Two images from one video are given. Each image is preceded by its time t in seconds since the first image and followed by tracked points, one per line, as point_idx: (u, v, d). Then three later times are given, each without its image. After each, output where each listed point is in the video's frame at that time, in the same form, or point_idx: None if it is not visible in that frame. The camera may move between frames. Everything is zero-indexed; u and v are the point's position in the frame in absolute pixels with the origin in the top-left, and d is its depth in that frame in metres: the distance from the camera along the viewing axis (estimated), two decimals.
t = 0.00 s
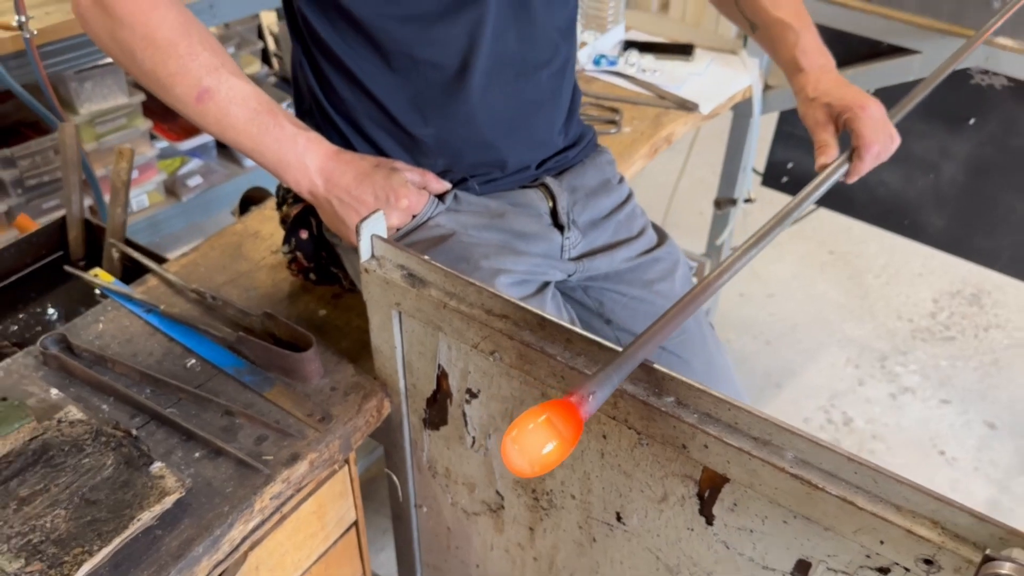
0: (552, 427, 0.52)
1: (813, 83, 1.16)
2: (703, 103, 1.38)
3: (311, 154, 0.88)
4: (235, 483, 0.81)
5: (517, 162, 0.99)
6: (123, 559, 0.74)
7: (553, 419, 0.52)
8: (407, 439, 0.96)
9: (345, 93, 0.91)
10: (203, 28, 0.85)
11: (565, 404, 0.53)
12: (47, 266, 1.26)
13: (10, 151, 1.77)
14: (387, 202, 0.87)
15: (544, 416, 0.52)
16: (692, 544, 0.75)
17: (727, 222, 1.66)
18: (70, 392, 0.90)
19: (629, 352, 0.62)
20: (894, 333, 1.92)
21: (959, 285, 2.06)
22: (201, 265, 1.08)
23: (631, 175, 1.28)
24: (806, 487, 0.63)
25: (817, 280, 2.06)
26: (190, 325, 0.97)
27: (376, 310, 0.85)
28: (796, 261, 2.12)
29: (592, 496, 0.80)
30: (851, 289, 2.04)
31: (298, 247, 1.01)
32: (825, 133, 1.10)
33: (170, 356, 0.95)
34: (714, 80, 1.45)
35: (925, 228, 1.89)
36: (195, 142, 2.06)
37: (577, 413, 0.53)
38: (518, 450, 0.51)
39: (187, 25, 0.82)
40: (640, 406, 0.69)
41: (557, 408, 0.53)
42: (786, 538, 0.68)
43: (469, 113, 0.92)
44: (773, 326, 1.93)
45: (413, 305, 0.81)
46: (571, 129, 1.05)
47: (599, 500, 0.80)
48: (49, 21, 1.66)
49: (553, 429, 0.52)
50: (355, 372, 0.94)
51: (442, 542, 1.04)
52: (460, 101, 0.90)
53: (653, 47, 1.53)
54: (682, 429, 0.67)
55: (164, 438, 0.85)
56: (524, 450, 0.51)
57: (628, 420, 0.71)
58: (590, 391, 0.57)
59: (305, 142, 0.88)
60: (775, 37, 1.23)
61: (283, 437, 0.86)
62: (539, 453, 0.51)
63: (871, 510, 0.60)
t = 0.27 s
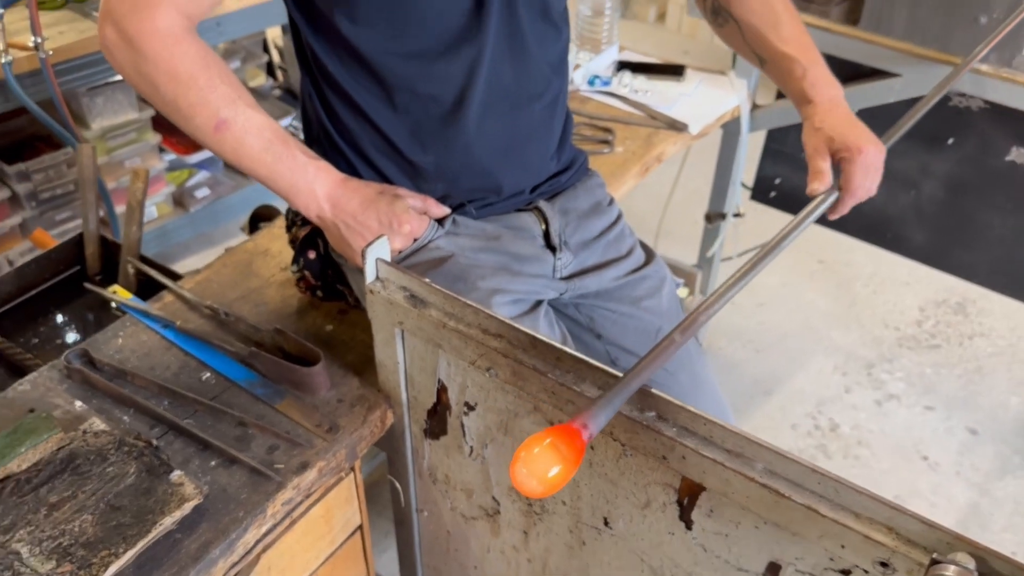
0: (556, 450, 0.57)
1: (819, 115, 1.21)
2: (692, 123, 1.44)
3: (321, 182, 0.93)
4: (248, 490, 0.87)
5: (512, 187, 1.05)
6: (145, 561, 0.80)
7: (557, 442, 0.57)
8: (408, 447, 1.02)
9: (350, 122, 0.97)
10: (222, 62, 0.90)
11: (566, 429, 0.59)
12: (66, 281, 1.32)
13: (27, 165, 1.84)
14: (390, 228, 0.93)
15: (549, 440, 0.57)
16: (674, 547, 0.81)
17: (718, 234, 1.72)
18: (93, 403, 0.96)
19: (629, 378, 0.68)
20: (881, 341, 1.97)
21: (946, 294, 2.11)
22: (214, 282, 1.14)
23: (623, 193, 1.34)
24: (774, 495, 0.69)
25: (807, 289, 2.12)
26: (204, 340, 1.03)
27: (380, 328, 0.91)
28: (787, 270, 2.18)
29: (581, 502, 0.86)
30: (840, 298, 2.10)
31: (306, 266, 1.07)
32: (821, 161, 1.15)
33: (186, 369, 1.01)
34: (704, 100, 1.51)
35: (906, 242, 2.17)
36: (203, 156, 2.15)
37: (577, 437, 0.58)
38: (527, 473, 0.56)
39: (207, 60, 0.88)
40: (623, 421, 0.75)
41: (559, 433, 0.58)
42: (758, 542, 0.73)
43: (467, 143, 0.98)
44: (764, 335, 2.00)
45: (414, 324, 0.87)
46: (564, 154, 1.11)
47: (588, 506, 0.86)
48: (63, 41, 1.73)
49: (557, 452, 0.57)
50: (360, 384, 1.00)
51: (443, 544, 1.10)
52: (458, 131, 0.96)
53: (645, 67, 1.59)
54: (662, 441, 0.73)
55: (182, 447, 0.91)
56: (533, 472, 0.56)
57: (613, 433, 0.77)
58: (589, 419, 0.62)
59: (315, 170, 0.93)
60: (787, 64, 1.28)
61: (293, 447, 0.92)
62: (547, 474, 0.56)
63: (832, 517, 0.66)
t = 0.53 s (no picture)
0: (524, 446, 0.63)
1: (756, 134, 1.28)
2: (678, 140, 1.50)
3: (321, 202, 0.99)
4: (255, 490, 0.93)
5: (501, 205, 1.12)
6: (159, 556, 0.86)
7: (526, 438, 0.63)
8: (405, 450, 1.08)
9: (348, 147, 1.04)
10: (229, 91, 0.97)
11: (534, 427, 0.65)
12: (79, 290, 1.39)
13: (38, 177, 1.91)
14: (386, 243, 0.99)
15: (519, 436, 0.63)
16: (651, 543, 0.87)
17: (705, 244, 1.79)
18: (108, 408, 1.02)
19: (591, 381, 0.74)
20: (865, 347, 2.03)
21: (929, 301, 2.18)
22: (221, 293, 1.20)
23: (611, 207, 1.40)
24: (739, 494, 0.75)
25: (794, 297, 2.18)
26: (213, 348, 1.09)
27: (378, 338, 0.97)
28: (775, 278, 2.25)
29: (566, 501, 0.92)
30: (826, 305, 2.16)
31: (308, 279, 1.13)
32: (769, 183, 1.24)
33: (196, 376, 1.07)
34: (689, 117, 1.57)
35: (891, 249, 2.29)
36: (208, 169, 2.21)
37: (544, 434, 0.65)
38: (498, 466, 0.62)
39: (214, 90, 0.94)
40: (603, 426, 0.81)
41: (527, 430, 0.64)
42: (727, 537, 0.80)
43: (457, 164, 1.04)
44: (751, 341, 2.06)
45: (410, 335, 0.93)
46: (551, 173, 1.18)
47: (572, 505, 0.92)
48: (74, 57, 1.79)
49: (526, 447, 0.63)
50: (359, 391, 1.06)
51: (437, 543, 1.16)
52: (449, 153, 1.03)
53: (634, 85, 1.66)
54: (637, 445, 0.79)
55: (192, 450, 0.98)
56: (504, 465, 0.62)
57: (594, 437, 0.83)
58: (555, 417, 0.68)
59: (315, 191, 0.99)
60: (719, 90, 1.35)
61: (296, 449, 0.98)
62: (516, 467, 0.62)
63: (791, 515, 0.72)
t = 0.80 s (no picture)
0: (498, 439, 0.70)
1: (718, 154, 1.36)
2: (670, 159, 1.57)
3: (327, 225, 1.05)
4: (268, 494, 1.00)
5: (497, 225, 1.18)
6: (180, 555, 0.93)
7: (499, 433, 0.70)
8: (409, 456, 1.14)
9: (352, 172, 1.10)
10: (239, 123, 1.03)
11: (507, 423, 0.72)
12: (96, 303, 1.45)
13: (54, 192, 1.97)
14: (388, 264, 1.05)
15: (494, 431, 0.70)
16: (639, 544, 0.93)
17: (698, 257, 1.85)
18: (129, 417, 1.09)
19: (566, 381, 0.82)
20: (854, 357, 2.10)
21: (917, 312, 2.24)
22: (234, 307, 1.27)
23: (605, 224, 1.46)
24: (718, 498, 0.81)
25: (786, 307, 2.25)
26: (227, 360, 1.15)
27: (383, 351, 1.03)
28: (767, 288, 2.31)
29: (559, 505, 0.98)
30: (817, 315, 2.22)
31: (317, 295, 1.21)
32: (733, 203, 1.31)
33: (212, 386, 1.14)
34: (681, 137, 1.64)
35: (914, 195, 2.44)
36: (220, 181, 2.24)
37: (516, 430, 0.72)
38: (475, 457, 0.69)
39: (226, 123, 1.00)
40: (593, 434, 0.87)
41: (501, 426, 0.71)
42: (708, 538, 0.86)
43: (454, 187, 1.10)
44: (744, 350, 2.12)
45: (414, 348, 0.99)
46: (544, 194, 1.25)
47: (565, 508, 0.98)
48: (89, 77, 1.86)
49: (499, 441, 0.70)
50: (365, 401, 1.12)
51: (439, 545, 1.22)
52: (446, 177, 1.09)
53: (628, 105, 1.73)
54: (625, 452, 0.86)
55: (209, 456, 1.04)
56: (480, 457, 0.69)
57: (585, 444, 0.89)
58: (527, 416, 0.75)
59: (322, 215, 1.05)
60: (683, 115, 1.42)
61: (307, 456, 1.04)
62: (491, 458, 0.69)
63: (765, 517, 0.79)
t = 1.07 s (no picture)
0: (518, 462, 0.76)
1: (729, 179, 1.42)
2: (666, 180, 1.63)
3: (342, 246, 1.11)
4: (284, 502, 1.05)
5: (502, 247, 1.24)
6: (201, 561, 0.98)
7: (519, 456, 0.76)
8: (416, 467, 1.20)
9: (365, 194, 1.17)
10: (260, 148, 1.08)
11: (526, 446, 0.77)
12: (115, 319, 1.51)
13: (69, 210, 2.03)
14: (399, 285, 1.10)
15: (514, 455, 0.76)
16: (635, 550, 0.98)
17: (695, 274, 1.91)
18: (151, 429, 1.14)
19: (579, 405, 0.86)
20: (847, 371, 2.15)
21: (909, 327, 2.30)
22: (249, 324, 1.32)
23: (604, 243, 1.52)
24: (709, 506, 0.86)
25: (782, 322, 2.30)
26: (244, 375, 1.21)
27: (393, 367, 1.09)
28: (764, 303, 2.37)
29: (560, 513, 1.03)
30: (812, 330, 2.28)
31: (329, 312, 1.26)
32: (742, 223, 1.37)
33: (229, 400, 1.19)
34: (678, 159, 1.70)
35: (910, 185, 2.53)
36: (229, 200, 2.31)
37: (534, 453, 0.77)
38: (497, 479, 0.74)
39: (248, 149, 1.06)
40: (592, 446, 0.93)
41: (521, 450, 0.77)
42: (700, 545, 0.91)
43: (463, 210, 1.17)
44: (741, 364, 2.17)
45: (422, 364, 1.05)
46: (546, 217, 1.31)
47: (565, 516, 1.03)
48: (105, 99, 1.92)
49: (519, 464, 0.75)
50: (375, 414, 1.17)
51: (445, 552, 1.28)
52: (455, 201, 1.15)
53: (627, 127, 1.79)
54: (622, 463, 0.91)
55: (227, 467, 1.09)
56: (502, 479, 0.74)
57: (585, 456, 0.94)
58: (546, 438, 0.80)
59: (337, 236, 1.10)
60: (695, 140, 1.49)
61: (320, 466, 1.10)
62: (511, 480, 0.74)
63: (753, 524, 0.84)
